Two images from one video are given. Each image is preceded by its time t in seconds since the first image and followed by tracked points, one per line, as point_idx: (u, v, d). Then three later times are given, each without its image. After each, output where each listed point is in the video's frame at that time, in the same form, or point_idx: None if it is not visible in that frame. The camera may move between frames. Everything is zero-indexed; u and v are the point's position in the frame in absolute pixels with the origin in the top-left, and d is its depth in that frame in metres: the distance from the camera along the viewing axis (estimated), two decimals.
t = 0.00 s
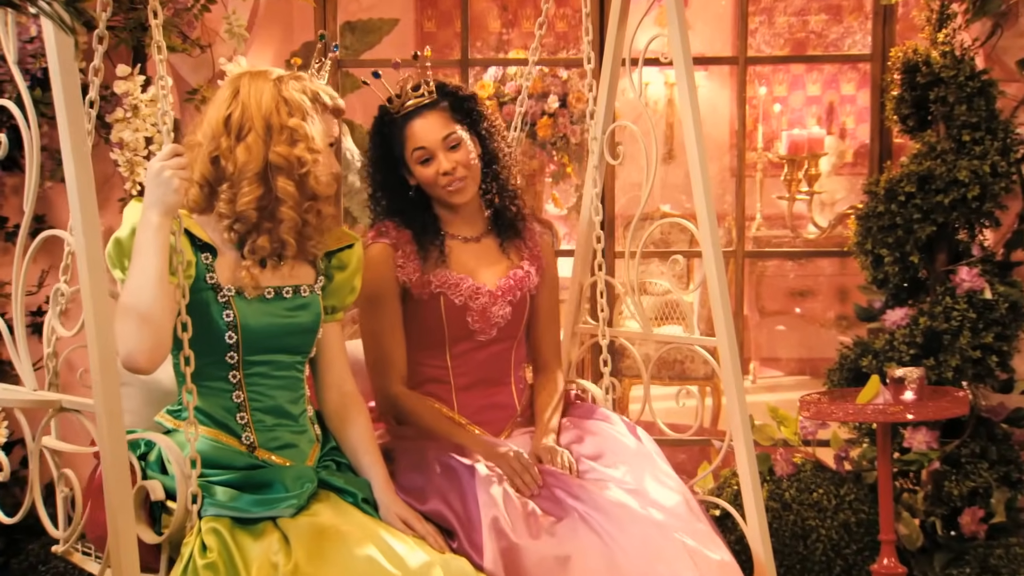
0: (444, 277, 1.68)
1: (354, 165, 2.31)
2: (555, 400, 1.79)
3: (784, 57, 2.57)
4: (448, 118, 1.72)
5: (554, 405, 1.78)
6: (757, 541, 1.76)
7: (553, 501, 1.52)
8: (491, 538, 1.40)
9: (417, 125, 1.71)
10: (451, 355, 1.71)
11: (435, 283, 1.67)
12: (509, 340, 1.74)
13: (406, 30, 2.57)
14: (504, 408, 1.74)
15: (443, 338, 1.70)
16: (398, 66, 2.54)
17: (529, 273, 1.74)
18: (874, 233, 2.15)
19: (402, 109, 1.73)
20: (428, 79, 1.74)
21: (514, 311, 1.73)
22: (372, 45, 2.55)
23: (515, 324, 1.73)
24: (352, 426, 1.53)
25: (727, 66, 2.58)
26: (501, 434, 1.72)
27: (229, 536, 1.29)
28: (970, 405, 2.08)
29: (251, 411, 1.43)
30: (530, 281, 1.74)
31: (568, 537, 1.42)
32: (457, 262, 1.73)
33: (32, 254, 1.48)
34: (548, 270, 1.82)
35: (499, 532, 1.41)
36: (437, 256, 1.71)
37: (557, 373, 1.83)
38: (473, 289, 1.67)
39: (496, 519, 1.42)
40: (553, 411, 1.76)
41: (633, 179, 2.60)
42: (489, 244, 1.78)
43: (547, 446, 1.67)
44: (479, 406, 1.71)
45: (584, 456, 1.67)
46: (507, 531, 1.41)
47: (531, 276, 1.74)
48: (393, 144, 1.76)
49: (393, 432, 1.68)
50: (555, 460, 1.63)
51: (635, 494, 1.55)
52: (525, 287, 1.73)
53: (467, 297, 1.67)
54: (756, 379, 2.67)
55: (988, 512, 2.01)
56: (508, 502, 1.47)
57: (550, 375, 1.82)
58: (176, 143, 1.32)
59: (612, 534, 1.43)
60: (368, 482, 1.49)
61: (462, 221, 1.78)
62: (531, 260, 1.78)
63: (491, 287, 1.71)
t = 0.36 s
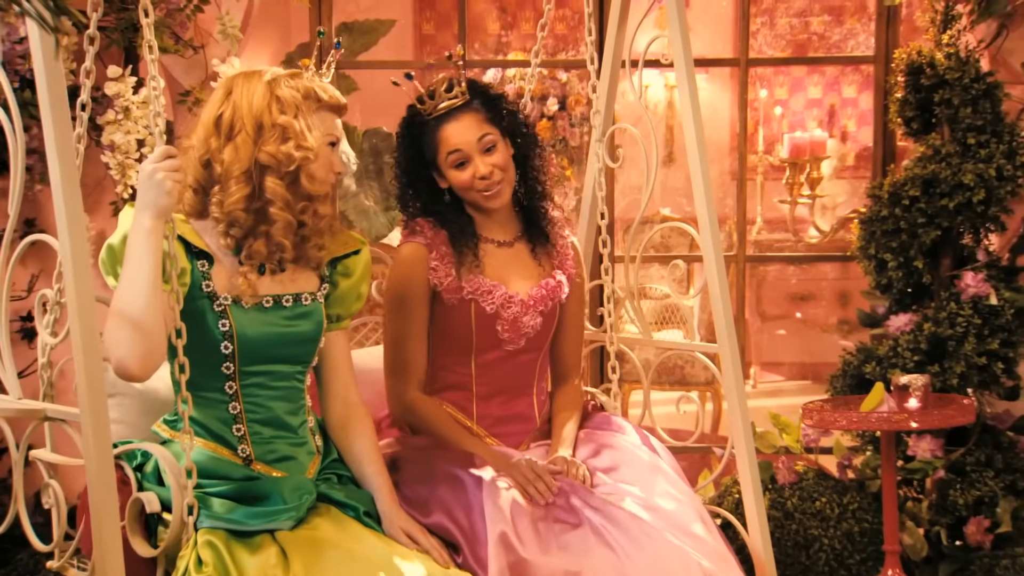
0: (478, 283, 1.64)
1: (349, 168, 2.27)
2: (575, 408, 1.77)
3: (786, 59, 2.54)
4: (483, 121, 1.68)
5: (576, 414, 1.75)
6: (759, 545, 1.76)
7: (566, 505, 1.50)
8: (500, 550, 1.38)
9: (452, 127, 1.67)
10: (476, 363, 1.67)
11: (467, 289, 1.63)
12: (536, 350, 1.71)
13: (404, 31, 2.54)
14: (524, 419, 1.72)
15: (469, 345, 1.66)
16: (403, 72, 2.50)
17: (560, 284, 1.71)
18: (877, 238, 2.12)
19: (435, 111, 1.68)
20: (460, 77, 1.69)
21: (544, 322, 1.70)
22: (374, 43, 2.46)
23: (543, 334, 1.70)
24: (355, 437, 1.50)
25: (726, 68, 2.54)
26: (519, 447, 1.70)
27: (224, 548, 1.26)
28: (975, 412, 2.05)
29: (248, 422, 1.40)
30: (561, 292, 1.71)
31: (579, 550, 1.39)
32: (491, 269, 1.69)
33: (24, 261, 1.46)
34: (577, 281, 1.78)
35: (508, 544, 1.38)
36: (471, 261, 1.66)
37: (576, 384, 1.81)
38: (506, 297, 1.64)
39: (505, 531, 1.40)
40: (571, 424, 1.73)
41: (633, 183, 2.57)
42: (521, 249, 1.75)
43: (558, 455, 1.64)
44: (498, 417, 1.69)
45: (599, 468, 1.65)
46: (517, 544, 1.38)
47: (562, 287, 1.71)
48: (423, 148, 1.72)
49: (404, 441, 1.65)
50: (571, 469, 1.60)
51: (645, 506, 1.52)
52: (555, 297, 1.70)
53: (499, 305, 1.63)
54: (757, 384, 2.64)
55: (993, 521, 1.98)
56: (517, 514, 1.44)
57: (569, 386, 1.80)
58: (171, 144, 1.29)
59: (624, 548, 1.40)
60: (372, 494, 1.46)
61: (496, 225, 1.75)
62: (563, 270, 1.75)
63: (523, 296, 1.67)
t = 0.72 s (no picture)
0: (487, 285, 1.60)
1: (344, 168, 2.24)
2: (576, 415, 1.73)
3: (785, 56, 2.51)
4: (499, 119, 1.64)
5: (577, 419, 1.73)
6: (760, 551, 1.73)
7: (569, 516, 1.48)
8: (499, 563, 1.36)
9: (464, 123, 1.63)
10: (481, 366, 1.64)
11: (476, 291, 1.59)
12: (543, 354, 1.67)
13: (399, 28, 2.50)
14: (528, 424, 1.69)
15: (476, 349, 1.63)
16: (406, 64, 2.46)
17: (567, 287, 1.68)
18: (879, 238, 2.09)
19: (450, 104, 1.64)
20: (480, 72, 1.66)
21: (551, 326, 1.66)
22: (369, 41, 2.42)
23: (549, 338, 1.66)
24: (348, 442, 1.47)
25: (724, 66, 2.51)
26: (522, 453, 1.67)
27: (214, 557, 1.22)
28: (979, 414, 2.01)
29: (238, 430, 1.37)
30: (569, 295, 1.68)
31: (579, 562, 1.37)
32: (503, 272, 1.66)
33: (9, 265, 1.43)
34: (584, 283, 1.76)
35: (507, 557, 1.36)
36: (480, 261, 1.63)
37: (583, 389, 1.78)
38: (515, 300, 1.60)
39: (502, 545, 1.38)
40: (575, 433, 1.70)
41: (632, 182, 2.54)
42: (529, 251, 1.72)
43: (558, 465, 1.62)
44: (502, 422, 1.66)
45: (601, 475, 1.61)
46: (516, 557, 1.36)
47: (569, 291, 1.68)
48: (436, 140, 1.67)
49: (403, 446, 1.62)
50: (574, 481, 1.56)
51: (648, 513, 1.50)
52: (562, 300, 1.66)
53: (507, 308, 1.60)
54: (757, 385, 2.61)
55: (997, 526, 1.95)
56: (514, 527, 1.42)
57: (572, 392, 1.76)
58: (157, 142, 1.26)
59: (628, 560, 1.38)
60: (366, 502, 1.44)
61: (506, 226, 1.71)
62: (571, 273, 1.72)
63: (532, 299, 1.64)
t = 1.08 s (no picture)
0: (465, 288, 1.57)
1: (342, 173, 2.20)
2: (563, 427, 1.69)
3: (791, 59, 2.48)
4: (501, 128, 1.60)
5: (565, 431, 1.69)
6: (764, 564, 1.70)
7: (556, 524, 1.45)
8: None
9: (464, 126, 1.59)
10: (464, 372, 1.60)
11: (454, 294, 1.57)
12: (527, 359, 1.64)
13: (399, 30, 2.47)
14: (513, 432, 1.64)
15: (457, 354, 1.60)
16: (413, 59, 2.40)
17: (553, 290, 1.65)
18: (886, 243, 2.05)
19: (454, 103, 1.61)
20: (491, 75, 1.62)
21: (534, 329, 1.63)
22: (368, 43, 2.40)
23: (533, 342, 1.63)
24: (339, 453, 1.44)
25: (726, 69, 2.48)
26: (508, 460, 1.62)
27: (197, 567, 1.20)
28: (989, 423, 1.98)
29: (224, 443, 1.34)
30: (553, 299, 1.64)
31: None
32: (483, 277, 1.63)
33: None
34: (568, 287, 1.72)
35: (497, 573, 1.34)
36: (458, 265, 1.60)
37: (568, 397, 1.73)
38: (494, 303, 1.57)
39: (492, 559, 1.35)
40: (565, 443, 1.67)
41: (634, 186, 2.51)
42: (510, 256, 1.68)
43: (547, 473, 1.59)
44: (488, 429, 1.61)
45: (592, 484, 1.58)
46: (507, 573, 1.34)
47: (554, 294, 1.64)
48: (432, 133, 1.64)
49: (391, 457, 1.58)
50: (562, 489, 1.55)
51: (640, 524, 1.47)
52: (546, 303, 1.63)
53: (487, 311, 1.57)
54: (761, 391, 2.57)
55: (1007, 537, 1.91)
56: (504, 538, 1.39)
57: (558, 396, 1.72)
58: (141, 146, 1.23)
59: None
60: (354, 514, 1.41)
61: (483, 229, 1.67)
62: (555, 277, 1.69)
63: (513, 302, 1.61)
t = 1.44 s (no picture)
0: (441, 285, 1.57)
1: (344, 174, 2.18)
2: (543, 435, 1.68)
3: (802, 57, 2.44)
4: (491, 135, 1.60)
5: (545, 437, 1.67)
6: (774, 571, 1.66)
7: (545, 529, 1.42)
8: None
9: (453, 129, 1.59)
10: (443, 371, 1.60)
11: (430, 292, 1.57)
12: (505, 357, 1.64)
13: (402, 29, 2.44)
14: (494, 431, 1.64)
15: (434, 352, 1.59)
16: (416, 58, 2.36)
17: (530, 287, 1.65)
18: (897, 244, 2.02)
19: (448, 103, 1.61)
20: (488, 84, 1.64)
21: (512, 327, 1.63)
22: (371, 42, 2.37)
23: (512, 339, 1.63)
24: (328, 455, 1.45)
25: (733, 67, 2.44)
26: (490, 460, 1.61)
27: None
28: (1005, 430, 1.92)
29: (214, 446, 1.35)
30: (530, 295, 1.65)
31: None
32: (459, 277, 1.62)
33: None
34: (547, 285, 1.72)
35: None
36: (433, 263, 1.60)
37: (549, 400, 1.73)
38: (471, 300, 1.57)
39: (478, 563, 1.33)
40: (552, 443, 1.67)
41: (641, 187, 2.47)
42: (485, 256, 1.68)
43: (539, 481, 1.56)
44: (469, 429, 1.61)
45: (581, 491, 1.56)
46: None
47: (531, 290, 1.65)
48: (420, 132, 1.64)
49: (380, 461, 1.58)
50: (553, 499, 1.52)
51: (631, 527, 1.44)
52: (524, 300, 1.63)
53: (463, 309, 1.57)
54: (769, 393, 2.54)
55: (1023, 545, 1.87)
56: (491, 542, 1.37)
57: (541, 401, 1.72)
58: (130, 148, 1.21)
59: None
60: (344, 519, 1.42)
61: (462, 229, 1.67)
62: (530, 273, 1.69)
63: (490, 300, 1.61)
